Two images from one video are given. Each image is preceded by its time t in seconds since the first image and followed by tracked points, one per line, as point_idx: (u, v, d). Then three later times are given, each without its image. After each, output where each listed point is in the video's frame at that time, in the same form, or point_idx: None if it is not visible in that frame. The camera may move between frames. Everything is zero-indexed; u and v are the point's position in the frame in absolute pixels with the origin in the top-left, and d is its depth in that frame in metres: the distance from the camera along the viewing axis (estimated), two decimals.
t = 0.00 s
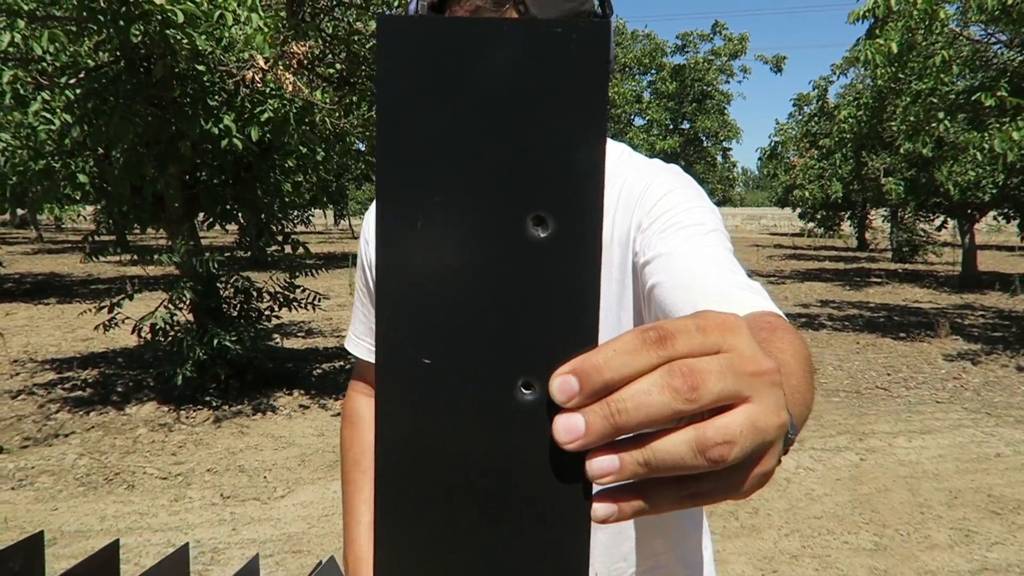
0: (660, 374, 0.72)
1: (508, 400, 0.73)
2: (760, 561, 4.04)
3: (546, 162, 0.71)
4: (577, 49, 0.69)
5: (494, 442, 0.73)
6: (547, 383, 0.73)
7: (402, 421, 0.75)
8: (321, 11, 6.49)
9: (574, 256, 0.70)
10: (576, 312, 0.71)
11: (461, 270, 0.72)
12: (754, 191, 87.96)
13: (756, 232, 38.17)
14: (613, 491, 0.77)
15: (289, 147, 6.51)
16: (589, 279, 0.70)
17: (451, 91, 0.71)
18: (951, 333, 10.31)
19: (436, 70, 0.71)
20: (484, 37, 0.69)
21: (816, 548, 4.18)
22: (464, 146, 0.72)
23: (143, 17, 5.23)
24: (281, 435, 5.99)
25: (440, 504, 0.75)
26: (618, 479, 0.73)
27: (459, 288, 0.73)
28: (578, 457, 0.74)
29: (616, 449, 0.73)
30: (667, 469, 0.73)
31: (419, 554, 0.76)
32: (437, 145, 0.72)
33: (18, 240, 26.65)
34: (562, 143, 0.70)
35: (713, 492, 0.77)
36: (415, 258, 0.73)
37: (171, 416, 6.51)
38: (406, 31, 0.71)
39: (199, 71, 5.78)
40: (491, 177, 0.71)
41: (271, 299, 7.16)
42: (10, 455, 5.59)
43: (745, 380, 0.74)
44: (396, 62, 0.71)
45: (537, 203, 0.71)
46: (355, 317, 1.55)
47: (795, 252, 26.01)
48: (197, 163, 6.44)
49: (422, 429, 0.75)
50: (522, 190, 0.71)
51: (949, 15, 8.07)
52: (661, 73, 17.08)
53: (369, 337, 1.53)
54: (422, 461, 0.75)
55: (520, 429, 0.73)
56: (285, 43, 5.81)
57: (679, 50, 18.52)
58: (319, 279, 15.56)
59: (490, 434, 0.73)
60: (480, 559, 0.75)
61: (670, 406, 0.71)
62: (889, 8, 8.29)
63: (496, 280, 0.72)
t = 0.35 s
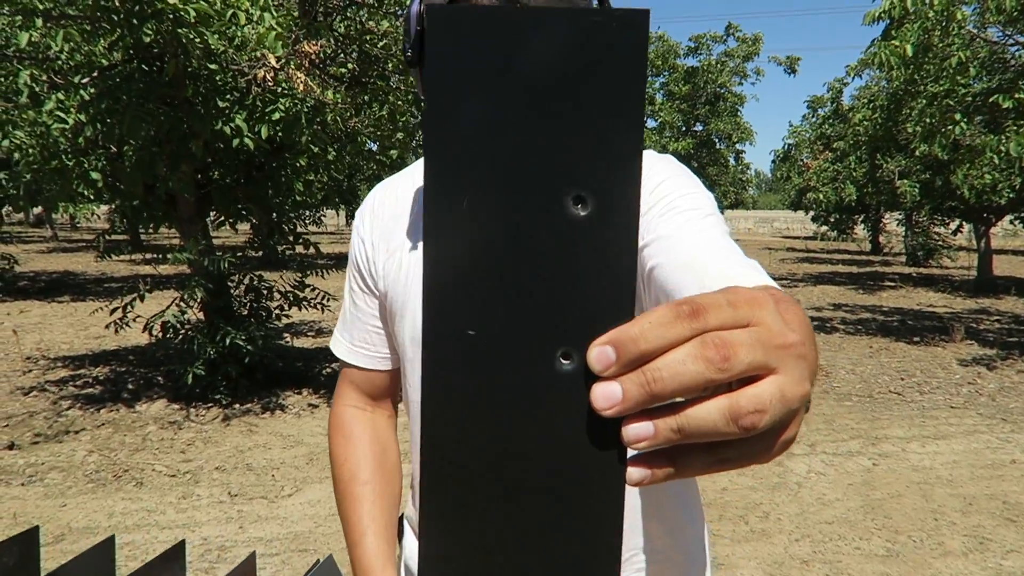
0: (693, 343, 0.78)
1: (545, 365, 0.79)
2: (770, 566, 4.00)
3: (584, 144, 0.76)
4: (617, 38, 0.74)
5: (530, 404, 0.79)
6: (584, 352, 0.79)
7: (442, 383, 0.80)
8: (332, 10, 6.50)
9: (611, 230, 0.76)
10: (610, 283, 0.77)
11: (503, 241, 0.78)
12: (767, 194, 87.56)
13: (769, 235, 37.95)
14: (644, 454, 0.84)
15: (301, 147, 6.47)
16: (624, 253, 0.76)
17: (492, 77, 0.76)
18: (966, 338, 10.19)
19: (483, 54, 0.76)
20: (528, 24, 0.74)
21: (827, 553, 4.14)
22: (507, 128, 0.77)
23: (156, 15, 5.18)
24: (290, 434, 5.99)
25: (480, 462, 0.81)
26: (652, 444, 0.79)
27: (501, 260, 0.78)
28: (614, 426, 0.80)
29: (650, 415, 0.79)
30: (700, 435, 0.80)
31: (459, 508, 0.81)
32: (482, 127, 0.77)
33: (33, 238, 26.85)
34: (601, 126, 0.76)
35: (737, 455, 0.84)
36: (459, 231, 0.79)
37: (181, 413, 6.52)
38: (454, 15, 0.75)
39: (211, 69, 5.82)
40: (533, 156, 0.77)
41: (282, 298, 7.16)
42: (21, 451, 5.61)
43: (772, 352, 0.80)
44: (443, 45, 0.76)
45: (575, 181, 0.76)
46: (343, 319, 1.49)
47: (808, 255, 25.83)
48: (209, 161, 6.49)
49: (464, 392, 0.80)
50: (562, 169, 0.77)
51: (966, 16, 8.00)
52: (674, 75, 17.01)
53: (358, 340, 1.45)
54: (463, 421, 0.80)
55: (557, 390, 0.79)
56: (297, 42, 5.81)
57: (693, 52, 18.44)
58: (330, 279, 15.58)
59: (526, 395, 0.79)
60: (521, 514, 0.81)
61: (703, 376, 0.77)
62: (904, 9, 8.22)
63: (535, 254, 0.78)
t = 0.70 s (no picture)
0: (693, 309, 0.84)
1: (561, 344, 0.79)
2: (765, 555, 4.03)
3: (600, 129, 0.76)
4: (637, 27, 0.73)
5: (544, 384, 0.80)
6: (597, 320, 0.79)
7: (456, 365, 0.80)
8: None
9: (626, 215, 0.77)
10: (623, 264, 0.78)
11: (519, 230, 0.78)
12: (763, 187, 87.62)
13: (765, 228, 38.03)
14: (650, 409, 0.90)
15: (298, 137, 6.46)
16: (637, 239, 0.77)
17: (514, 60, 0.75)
18: (960, 330, 10.24)
19: (500, 41, 0.75)
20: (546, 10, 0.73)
21: (822, 542, 4.16)
22: (525, 115, 0.76)
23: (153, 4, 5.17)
24: (287, 423, 6.00)
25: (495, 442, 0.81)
26: (658, 399, 0.83)
27: (516, 249, 0.78)
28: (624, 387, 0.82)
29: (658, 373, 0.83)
30: (700, 390, 0.86)
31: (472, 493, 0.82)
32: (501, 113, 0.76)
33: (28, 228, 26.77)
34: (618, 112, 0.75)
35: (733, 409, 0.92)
36: (474, 215, 0.78)
37: (178, 403, 6.52)
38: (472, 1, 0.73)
39: (209, 59, 5.80)
40: (551, 143, 0.76)
41: (279, 288, 7.16)
42: (18, 440, 5.61)
43: (762, 314, 0.87)
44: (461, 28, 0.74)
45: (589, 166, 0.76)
46: (327, 319, 1.49)
47: (804, 247, 25.89)
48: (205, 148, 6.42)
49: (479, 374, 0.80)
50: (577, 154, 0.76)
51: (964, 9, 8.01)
52: (671, 67, 16.99)
53: (346, 340, 1.44)
54: (477, 406, 0.80)
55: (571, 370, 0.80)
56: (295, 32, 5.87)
57: (690, 44, 18.43)
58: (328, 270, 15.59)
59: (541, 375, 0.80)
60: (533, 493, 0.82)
61: (704, 337, 0.84)
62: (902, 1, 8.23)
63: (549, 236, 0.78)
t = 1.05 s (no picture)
0: (681, 295, 1.05)
1: (574, 325, 1.05)
2: (749, 546, 4.08)
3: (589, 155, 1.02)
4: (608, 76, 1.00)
5: (564, 355, 1.06)
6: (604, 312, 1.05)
7: (495, 350, 1.05)
8: None
9: (618, 221, 1.03)
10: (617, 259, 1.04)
11: (534, 240, 1.04)
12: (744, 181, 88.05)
13: (747, 222, 38.20)
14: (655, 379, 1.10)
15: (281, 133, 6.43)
16: (626, 237, 1.03)
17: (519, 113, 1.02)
18: (939, 323, 10.35)
19: (504, 99, 1.02)
20: (539, 75, 1.01)
21: (804, 533, 4.22)
22: (530, 152, 1.03)
23: None
24: (272, 421, 5.99)
25: (531, 407, 1.07)
26: (660, 372, 1.06)
27: (532, 256, 1.04)
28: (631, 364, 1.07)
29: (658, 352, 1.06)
30: (692, 359, 1.07)
31: (517, 446, 1.08)
32: (514, 154, 1.03)
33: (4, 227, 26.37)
34: (603, 143, 1.02)
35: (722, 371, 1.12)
36: (501, 236, 1.04)
37: (162, 401, 6.49)
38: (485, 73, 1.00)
39: (190, 55, 5.79)
40: (552, 172, 1.03)
41: (263, 285, 7.14)
42: None
43: (737, 292, 1.08)
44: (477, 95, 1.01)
45: (587, 187, 1.03)
46: (293, 380, 1.53)
47: (786, 241, 26.02)
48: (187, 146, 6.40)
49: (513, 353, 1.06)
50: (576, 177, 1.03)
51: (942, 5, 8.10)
52: (653, 62, 17.02)
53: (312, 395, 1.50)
54: (513, 379, 1.06)
55: (584, 343, 1.06)
56: (278, 28, 5.80)
57: (672, 39, 18.44)
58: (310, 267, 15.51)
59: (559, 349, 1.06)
60: (563, 442, 1.08)
61: (693, 317, 1.05)
62: None
63: (559, 244, 1.04)
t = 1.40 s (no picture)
0: (689, 318, 1.06)
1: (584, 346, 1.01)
2: (728, 541, 4.11)
3: (600, 174, 0.98)
4: (624, 93, 0.96)
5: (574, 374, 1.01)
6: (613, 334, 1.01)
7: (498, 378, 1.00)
8: None
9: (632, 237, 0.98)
10: (628, 277, 1.00)
11: (542, 259, 0.99)
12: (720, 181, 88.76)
13: (723, 221, 38.51)
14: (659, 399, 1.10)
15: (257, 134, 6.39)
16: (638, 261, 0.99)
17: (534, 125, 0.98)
18: (911, 319, 10.51)
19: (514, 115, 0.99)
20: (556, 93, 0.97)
21: (782, 528, 4.27)
22: (539, 165, 0.98)
23: None
24: (250, 424, 5.94)
25: (542, 428, 1.01)
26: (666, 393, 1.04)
27: (540, 276, 0.99)
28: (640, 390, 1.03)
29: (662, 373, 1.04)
30: (698, 381, 1.07)
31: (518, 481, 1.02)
32: (521, 168, 0.99)
33: None
34: (620, 158, 0.97)
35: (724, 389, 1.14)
36: (508, 256, 0.99)
37: (137, 405, 6.41)
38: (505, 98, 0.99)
39: (163, 56, 5.76)
40: (561, 190, 0.99)
41: (239, 287, 7.07)
42: None
43: (742, 315, 1.09)
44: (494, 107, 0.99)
45: (602, 199, 0.98)
46: (274, 364, 1.50)
47: (761, 240, 26.27)
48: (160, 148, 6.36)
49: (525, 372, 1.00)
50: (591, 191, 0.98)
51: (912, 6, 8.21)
52: (629, 62, 17.09)
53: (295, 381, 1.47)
54: (514, 407, 1.01)
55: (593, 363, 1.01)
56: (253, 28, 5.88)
57: (648, 40, 18.56)
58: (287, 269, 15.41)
59: (570, 369, 1.01)
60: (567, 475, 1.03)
61: (701, 339, 1.05)
62: None
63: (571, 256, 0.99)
